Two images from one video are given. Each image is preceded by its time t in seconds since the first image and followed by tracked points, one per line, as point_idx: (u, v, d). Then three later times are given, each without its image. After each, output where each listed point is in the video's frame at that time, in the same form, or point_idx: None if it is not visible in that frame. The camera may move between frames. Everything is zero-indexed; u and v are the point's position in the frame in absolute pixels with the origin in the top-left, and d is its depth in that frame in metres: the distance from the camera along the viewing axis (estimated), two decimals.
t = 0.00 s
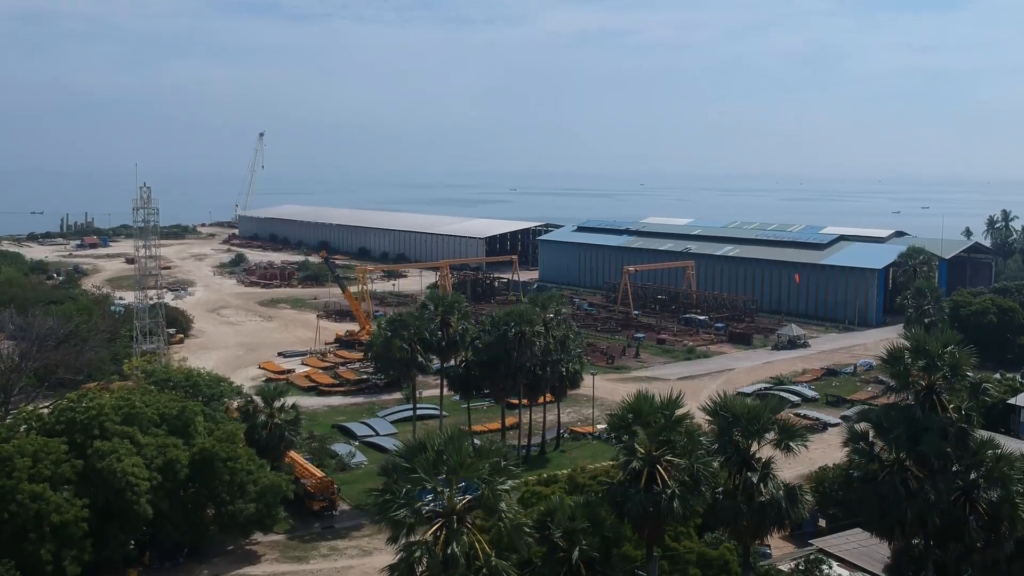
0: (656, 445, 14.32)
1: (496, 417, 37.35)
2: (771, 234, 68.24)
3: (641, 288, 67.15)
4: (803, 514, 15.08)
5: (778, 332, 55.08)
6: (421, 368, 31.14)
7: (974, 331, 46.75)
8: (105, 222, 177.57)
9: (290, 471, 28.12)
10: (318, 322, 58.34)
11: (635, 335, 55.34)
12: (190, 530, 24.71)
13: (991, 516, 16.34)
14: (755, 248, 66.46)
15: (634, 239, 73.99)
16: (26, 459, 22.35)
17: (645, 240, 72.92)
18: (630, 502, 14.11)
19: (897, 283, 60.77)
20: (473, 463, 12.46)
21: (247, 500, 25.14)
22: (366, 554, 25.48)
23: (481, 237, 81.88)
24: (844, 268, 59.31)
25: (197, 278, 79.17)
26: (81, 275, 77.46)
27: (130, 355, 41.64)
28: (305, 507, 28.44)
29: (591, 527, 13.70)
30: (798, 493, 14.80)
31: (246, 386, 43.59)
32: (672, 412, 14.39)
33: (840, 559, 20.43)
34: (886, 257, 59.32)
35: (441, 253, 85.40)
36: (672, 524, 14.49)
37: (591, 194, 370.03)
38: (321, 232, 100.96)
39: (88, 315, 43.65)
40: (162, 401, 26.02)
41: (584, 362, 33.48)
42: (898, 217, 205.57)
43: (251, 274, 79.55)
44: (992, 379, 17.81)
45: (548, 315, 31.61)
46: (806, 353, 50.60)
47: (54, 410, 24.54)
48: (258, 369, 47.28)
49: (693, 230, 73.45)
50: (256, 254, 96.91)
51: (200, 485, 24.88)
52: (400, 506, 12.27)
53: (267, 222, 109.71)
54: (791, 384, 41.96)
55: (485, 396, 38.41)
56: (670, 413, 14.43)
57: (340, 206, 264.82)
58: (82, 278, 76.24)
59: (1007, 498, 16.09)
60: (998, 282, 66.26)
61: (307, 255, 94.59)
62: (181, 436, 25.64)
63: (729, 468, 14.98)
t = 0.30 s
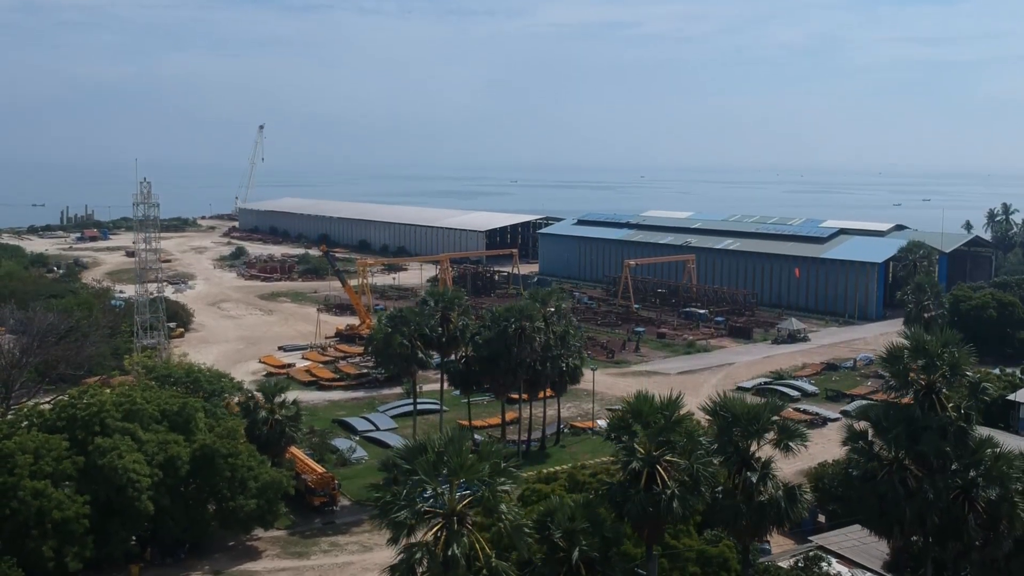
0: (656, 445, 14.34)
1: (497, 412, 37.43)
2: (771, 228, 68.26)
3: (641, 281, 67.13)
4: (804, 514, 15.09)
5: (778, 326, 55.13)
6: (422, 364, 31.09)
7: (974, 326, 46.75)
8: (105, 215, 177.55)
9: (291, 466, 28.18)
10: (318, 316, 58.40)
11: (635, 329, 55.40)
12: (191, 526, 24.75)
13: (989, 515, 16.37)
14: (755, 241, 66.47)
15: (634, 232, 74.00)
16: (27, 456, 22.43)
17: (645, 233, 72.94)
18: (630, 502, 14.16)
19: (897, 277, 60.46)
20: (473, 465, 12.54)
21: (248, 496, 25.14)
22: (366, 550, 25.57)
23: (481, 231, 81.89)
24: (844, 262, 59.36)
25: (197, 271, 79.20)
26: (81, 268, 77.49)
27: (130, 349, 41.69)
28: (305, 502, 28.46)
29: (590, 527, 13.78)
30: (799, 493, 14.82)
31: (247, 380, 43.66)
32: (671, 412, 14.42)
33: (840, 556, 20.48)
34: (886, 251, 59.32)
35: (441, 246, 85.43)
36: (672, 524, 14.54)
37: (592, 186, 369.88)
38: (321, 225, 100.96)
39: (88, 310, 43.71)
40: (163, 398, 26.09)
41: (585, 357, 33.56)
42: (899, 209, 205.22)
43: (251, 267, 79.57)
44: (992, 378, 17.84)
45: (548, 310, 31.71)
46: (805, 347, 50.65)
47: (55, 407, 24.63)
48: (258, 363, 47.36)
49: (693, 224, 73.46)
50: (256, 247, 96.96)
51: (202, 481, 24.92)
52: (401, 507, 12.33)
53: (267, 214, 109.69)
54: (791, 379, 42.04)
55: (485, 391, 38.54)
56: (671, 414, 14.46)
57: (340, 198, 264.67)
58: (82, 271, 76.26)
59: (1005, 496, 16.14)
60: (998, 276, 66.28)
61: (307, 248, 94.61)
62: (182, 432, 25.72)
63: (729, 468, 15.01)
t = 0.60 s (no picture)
0: (656, 445, 14.37)
1: (497, 407, 37.50)
2: (772, 221, 68.23)
3: (641, 274, 67.08)
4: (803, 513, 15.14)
5: (778, 320, 55.17)
6: (423, 360, 30.77)
7: (973, 320, 46.77)
8: (104, 207, 177.39)
9: (291, 462, 28.21)
10: (318, 310, 58.42)
11: (635, 323, 55.42)
12: (192, 522, 24.82)
13: (988, 513, 16.36)
14: (755, 235, 66.45)
15: (634, 225, 73.98)
16: (28, 452, 22.49)
17: (645, 227, 72.92)
18: (630, 502, 14.22)
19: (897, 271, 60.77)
20: (474, 467, 12.59)
21: (249, 492, 25.20)
22: (367, 546, 25.66)
23: (481, 224, 81.86)
24: (844, 256, 59.37)
25: (197, 264, 79.18)
26: (82, 261, 77.46)
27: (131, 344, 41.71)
28: (305, 498, 28.53)
29: (590, 527, 13.84)
30: (798, 492, 14.86)
31: (247, 375, 43.71)
32: (671, 413, 14.47)
33: (839, 552, 20.55)
34: (886, 245, 59.32)
35: (441, 239, 85.42)
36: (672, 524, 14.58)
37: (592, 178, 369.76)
38: (321, 218, 100.94)
39: (88, 304, 43.71)
40: (164, 394, 26.12)
41: (585, 352, 33.62)
42: (901, 201, 205.10)
43: (251, 260, 79.55)
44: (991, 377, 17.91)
45: (548, 306, 31.77)
46: (805, 341, 50.70)
47: (56, 403, 24.67)
48: (258, 357, 47.38)
49: (693, 217, 73.42)
50: (256, 240, 96.94)
51: (202, 477, 24.97)
52: (402, 509, 12.36)
53: (267, 207, 109.63)
54: (790, 374, 42.12)
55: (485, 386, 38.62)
56: (670, 414, 14.50)
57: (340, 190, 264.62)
58: (83, 264, 76.25)
59: (1004, 495, 16.14)
60: (998, 270, 66.29)
61: (307, 241, 94.59)
62: (182, 428, 25.76)
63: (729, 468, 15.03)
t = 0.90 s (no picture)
0: (656, 445, 14.43)
1: (497, 402, 37.58)
2: (772, 215, 68.25)
3: (641, 268, 67.10)
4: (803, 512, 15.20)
5: (778, 314, 55.22)
6: (423, 356, 30.72)
7: (973, 315, 46.80)
8: (103, 200, 177.19)
9: (291, 458, 28.24)
10: (318, 303, 58.48)
11: (635, 317, 55.43)
12: (194, 518, 24.87)
13: (987, 512, 16.46)
14: (755, 229, 66.44)
15: (634, 219, 73.98)
16: (30, 450, 22.58)
17: (645, 220, 72.92)
18: (630, 502, 14.28)
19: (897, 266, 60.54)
20: (474, 469, 12.65)
21: (250, 488, 25.29)
22: (368, 542, 25.75)
23: (481, 217, 81.84)
24: (844, 250, 59.39)
25: (197, 258, 79.22)
26: (82, 255, 77.51)
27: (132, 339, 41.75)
28: (305, 493, 28.63)
29: (590, 528, 13.91)
30: (797, 492, 14.90)
31: (247, 370, 43.76)
32: (671, 413, 14.47)
33: (838, 549, 20.63)
34: (886, 239, 59.36)
35: (441, 232, 85.44)
36: (671, 524, 14.63)
37: (592, 171, 369.55)
38: (321, 211, 100.95)
39: (89, 299, 43.76)
40: (165, 391, 26.17)
41: (585, 347, 33.67)
42: (901, 193, 205.07)
43: (252, 253, 79.60)
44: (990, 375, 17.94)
45: (548, 301, 31.81)
46: (805, 335, 50.74)
47: (57, 400, 24.72)
48: (258, 352, 47.46)
49: (693, 210, 73.43)
50: (256, 233, 96.99)
51: (203, 473, 25.02)
52: (403, 510, 12.38)
53: (267, 200, 109.60)
54: (790, 368, 42.20)
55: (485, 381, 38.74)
56: (670, 415, 14.52)
57: (340, 182, 264.59)
58: (83, 258, 76.30)
59: (1003, 494, 16.30)
60: (998, 263, 66.34)
61: (307, 234, 94.64)
62: (183, 425, 25.80)
63: (729, 467, 15.04)
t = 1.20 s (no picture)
0: (655, 446, 14.49)
1: (497, 397, 37.66)
2: (772, 208, 68.19)
3: (641, 262, 67.12)
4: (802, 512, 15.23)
5: (778, 308, 55.24)
6: (423, 353, 30.78)
7: (973, 310, 46.79)
8: (103, 192, 177.06)
9: (292, 454, 28.28)
10: (318, 298, 58.48)
11: (635, 312, 55.45)
12: (195, 514, 24.91)
13: (985, 510, 16.55)
14: (755, 223, 66.40)
15: (635, 212, 73.92)
16: (31, 447, 22.66)
17: (645, 214, 72.86)
18: (630, 502, 14.34)
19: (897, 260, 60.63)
20: (474, 470, 12.69)
21: (251, 484, 25.36)
22: (368, 538, 25.82)
23: (481, 211, 81.79)
24: (844, 244, 59.38)
25: (197, 251, 79.18)
26: (82, 248, 77.48)
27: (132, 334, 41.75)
28: (306, 489, 28.69)
29: (590, 528, 13.99)
30: (797, 492, 14.94)
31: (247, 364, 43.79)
32: (671, 413, 14.48)
33: (837, 546, 20.70)
34: (886, 233, 59.35)
35: (441, 226, 85.41)
36: (671, 524, 14.68)
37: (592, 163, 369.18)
38: (321, 204, 100.87)
39: (89, 294, 43.75)
40: (166, 387, 26.23)
41: (585, 343, 33.70)
42: (902, 186, 205.01)
43: (252, 247, 79.59)
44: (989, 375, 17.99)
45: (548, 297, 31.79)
46: (805, 330, 50.77)
47: (58, 396, 24.78)
48: (258, 346, 47.47)
49: (694, 204, 73.36)
50: (256, 226, 96.93)
51: (204, 470, 25.08)
52: (404, 512, 12.38)
53: (267, 193, 109.49)
54: (790, 363, 42.23)
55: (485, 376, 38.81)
56: (669, 415, 14.57)
57: (340, 175, 264.19)
58: (83, 251, 76.27)
59: (1002, 493, 16.41)
60: (998, 257, 66.31)
61: (307, 227, 94.60)
62: (184, 421, 25.86)
63: (728, 468, 15.05)
